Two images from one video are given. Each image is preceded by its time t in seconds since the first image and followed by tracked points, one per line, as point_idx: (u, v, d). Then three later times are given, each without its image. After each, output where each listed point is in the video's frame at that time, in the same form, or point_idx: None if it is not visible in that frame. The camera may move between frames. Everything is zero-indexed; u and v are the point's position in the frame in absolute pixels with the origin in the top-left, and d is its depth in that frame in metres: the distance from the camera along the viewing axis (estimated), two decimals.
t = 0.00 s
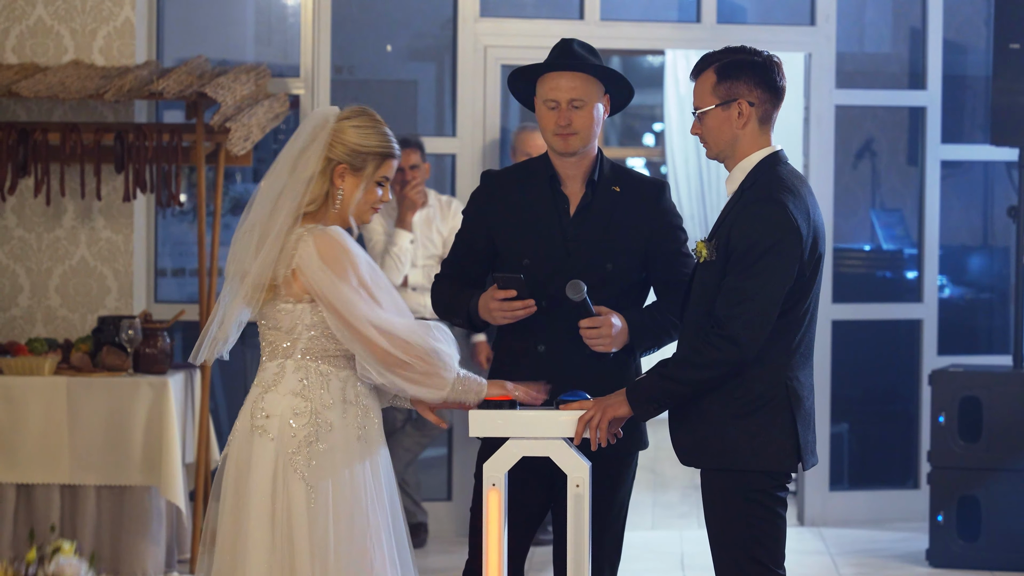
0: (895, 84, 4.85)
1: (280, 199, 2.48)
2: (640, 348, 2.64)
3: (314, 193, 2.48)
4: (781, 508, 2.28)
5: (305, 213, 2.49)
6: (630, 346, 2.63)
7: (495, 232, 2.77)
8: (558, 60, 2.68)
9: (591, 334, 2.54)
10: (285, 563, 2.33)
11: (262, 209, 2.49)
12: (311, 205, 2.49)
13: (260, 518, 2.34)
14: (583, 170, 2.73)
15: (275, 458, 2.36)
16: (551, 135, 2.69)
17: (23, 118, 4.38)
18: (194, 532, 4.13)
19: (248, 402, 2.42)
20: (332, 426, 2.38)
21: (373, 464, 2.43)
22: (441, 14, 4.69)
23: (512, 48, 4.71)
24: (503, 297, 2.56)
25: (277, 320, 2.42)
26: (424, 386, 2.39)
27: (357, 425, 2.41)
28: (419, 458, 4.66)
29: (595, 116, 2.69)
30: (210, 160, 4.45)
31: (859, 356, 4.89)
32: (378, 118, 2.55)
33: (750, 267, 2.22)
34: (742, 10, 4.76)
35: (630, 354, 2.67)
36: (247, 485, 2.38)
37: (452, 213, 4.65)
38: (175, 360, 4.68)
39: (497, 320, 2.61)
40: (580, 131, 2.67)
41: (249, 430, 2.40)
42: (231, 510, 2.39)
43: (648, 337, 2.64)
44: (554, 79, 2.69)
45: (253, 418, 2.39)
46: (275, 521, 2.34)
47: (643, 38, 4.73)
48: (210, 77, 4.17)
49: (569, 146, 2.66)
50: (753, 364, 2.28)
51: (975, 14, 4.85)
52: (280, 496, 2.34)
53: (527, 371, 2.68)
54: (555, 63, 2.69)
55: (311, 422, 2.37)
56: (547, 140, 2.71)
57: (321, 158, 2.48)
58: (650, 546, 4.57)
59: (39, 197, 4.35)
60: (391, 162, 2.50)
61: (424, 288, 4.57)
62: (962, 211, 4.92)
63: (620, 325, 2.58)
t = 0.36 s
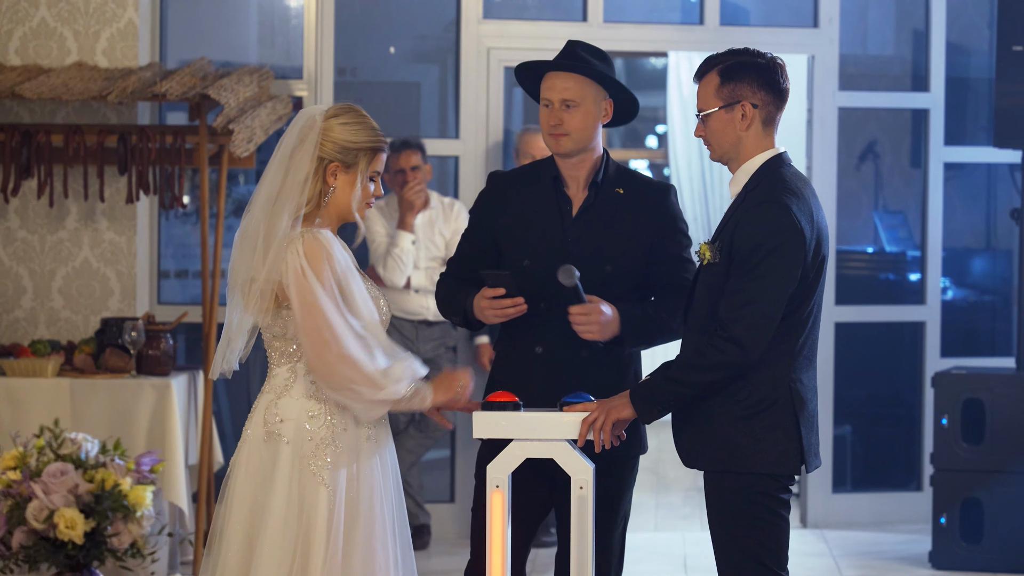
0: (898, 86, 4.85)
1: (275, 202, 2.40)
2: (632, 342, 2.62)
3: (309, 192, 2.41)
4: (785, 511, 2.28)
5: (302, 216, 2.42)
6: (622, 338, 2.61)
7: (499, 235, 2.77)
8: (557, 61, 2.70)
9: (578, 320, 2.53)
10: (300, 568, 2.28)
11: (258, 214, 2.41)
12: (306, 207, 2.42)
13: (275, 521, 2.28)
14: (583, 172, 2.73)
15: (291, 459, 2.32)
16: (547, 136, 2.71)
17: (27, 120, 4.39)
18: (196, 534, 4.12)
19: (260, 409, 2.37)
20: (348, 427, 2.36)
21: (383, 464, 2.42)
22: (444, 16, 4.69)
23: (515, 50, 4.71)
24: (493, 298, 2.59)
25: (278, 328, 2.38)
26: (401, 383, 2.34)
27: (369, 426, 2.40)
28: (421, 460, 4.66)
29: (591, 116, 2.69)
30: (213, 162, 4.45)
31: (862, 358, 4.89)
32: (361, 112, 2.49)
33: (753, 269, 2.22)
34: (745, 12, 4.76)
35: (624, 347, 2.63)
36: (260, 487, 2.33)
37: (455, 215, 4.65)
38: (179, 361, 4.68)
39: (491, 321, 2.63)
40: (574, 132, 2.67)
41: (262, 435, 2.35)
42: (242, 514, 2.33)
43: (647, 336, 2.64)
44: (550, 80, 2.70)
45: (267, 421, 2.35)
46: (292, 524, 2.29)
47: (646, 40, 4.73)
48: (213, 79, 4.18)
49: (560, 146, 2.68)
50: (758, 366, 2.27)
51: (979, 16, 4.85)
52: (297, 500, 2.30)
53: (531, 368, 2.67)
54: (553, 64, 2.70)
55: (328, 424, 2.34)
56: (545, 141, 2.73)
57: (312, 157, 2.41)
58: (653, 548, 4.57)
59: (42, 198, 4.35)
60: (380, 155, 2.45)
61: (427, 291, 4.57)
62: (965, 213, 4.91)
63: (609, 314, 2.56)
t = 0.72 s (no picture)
0: (900, 89, 4.85)
1: (264, 212, 2.35)
2: (527, 306, 2.56)
3: (307, 200, 2.37)
4: (789, 515, 2.27)
5: (297, 223, 2.38)
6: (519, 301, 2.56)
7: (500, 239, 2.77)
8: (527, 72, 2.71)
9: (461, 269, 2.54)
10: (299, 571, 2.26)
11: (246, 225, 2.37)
12: (304, 213, 2.39)
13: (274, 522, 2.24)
14: (559, 182, 2.69)
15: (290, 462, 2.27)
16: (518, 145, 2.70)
17: (29, 123, 4.39)
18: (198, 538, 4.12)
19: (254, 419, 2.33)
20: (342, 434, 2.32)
21: (383, 468, 2.40)
22: (447, 20, 4.69)
23: (517, 53, 4.72)
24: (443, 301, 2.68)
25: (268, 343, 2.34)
26: (326, 431, 2.24)
27: (369, 431, 2.37)
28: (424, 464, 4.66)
29: (560, 125, 2.65)
30: (216, 165, 4.46)
31: (864, 361, 4.90)
32: (344, 113, 2.44)
33: (755, 272, 2.21)
34: (747, 15, 4.76)
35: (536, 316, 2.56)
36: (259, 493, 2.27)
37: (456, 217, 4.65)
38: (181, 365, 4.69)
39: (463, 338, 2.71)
40: (543, 141, 2.65)
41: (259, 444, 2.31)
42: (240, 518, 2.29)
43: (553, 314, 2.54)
44: (523, 91, 2.70)
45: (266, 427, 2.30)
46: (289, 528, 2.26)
47: (648, 43, 4.73)
48: (215, 82, 4.17)
49: (527, 157, 2.66)
50: (760, 369, 2.27)
51: (980, 19, 4.85)
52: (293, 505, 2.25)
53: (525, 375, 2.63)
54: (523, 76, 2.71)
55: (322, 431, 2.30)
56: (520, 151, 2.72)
57: (303, 164, 2.37)
58: (655, 551, 4.57)
59: (44, 202, 4.35)
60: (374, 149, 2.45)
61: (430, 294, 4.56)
62: (967, 215, 4.92)
63: (496, 266, 2.55)
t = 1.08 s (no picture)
0: (903, 91, 4.85)
1: (282, 214, 2.32)
2: (485, 306, 2.38)
3: (327, 201, 2.36)
4: (793, 518, 2.27)
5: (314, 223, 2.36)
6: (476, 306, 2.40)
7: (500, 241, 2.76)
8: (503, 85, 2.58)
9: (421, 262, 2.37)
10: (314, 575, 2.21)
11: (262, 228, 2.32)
12: (321, 213, 2.36)
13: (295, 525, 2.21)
14: (535, 198, 2.58)
15: (308, 464, 2.24)
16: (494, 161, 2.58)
17: (32, 125, 4.39)
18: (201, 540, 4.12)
19: (270, 422, 2.27)
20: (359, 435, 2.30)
21: (396, 467, 2.40)
22: (449, 21, 4.69)
23: (520, 55, 4.72)
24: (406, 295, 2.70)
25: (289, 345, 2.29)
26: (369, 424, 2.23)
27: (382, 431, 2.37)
28: (426, 466, 4.66)
29: (537, 140, 2.52)
30: (219, 168, 4.46)
31: (866, 363, 4.90)
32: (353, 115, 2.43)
33: (759, 273, 2.21)
34: (750, 17, 4.76)
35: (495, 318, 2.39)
36: (274, 496, 2.24)
37: (458, 219, 4.65)
38: (184, 366, 4.69)
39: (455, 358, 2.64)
40: (518, 157, 2.52)
41: (275, 448, 2.26)
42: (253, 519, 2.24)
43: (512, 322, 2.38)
44: (499, 105, 2.57)
45: (280, 431, 2.25)
46: (310, 531, 2.22)
47: (651, 45, 4.73)
48: (218, 84, 4.18)
49: (504, 174, 2.54)
50: (764, 370, 2.26)
51: (984, 22, 4.85)
52: (317, 507, 2.22)
53: (519, 382, 2.53)
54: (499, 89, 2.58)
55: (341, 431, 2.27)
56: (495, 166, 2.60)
57: (321, 164, 2.35)
58: (658, 553, 4.57)
59: (48, 204, 4.35)
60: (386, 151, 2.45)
61: (431, 296, 4.57)
62: (970, 217, 4.91)
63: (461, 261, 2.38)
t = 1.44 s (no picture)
0: (907, 93, 4.86)
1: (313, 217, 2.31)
2: (485, 312, 2.39)
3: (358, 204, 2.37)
4: (795, 520, 2.26)
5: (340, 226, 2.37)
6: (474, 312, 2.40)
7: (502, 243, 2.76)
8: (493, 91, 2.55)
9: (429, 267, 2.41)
10: None
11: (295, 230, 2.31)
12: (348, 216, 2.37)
13: (316, 523, 2.22)
14: (531, 203, 2.58)
15: (330, 464, 2.25)
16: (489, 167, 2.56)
17: (35, 126, 4.39)
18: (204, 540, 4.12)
19: (291, 423, 2.27)
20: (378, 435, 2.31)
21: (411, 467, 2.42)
22: (453, 23, 4.69)
23: (523, 57, 4.72)
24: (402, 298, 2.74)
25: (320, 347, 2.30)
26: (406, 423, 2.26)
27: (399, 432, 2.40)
28: (429, 467, 4.66)
29: (532, 147, 2.51)
30: (222, 169, 4.46)
31: (869, 365, 4.90)
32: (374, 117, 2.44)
33: (762, 274, 2.20)
34: (753, 18, 4.76)
35: (493, 322, 2.39)
36: (295, 498, 2.24)
37: (459, 219, 4.64)
38: (187, 368, 4.69)
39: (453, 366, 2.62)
40: (514, 165, 2.51)
41: (295, 448, 2.26)
42: (272, 519, 2.25)
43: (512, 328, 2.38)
44: (493, 110, 2.55)
45: (300, 429, 2.26)
46: (331, 532, 2.22)
47: (655, 47, 4.73)
48: (221, 85, 4.18)
49: (500, 182, 2.52)
50: (767, 372, 2.26)
51: (987, 23, 4.85)
52: (340, 508, 2.23)
53: (521, 385, 2.53)
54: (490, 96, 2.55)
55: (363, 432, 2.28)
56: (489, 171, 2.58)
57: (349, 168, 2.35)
58: (661, 555, 4.57)
59: (51, 205, 4.35)
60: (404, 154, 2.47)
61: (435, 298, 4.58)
62: (974, 219, 4.91)
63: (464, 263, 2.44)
